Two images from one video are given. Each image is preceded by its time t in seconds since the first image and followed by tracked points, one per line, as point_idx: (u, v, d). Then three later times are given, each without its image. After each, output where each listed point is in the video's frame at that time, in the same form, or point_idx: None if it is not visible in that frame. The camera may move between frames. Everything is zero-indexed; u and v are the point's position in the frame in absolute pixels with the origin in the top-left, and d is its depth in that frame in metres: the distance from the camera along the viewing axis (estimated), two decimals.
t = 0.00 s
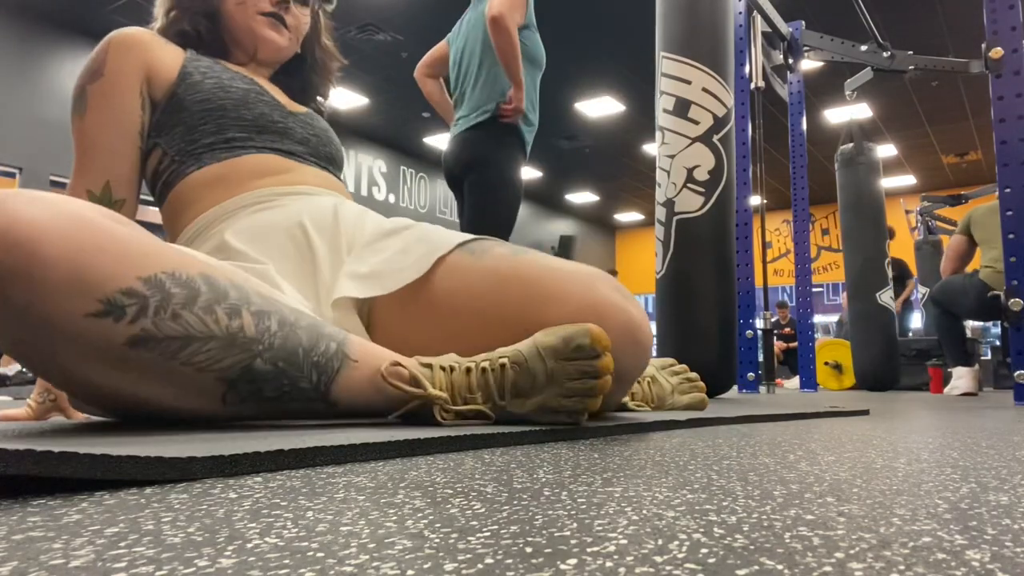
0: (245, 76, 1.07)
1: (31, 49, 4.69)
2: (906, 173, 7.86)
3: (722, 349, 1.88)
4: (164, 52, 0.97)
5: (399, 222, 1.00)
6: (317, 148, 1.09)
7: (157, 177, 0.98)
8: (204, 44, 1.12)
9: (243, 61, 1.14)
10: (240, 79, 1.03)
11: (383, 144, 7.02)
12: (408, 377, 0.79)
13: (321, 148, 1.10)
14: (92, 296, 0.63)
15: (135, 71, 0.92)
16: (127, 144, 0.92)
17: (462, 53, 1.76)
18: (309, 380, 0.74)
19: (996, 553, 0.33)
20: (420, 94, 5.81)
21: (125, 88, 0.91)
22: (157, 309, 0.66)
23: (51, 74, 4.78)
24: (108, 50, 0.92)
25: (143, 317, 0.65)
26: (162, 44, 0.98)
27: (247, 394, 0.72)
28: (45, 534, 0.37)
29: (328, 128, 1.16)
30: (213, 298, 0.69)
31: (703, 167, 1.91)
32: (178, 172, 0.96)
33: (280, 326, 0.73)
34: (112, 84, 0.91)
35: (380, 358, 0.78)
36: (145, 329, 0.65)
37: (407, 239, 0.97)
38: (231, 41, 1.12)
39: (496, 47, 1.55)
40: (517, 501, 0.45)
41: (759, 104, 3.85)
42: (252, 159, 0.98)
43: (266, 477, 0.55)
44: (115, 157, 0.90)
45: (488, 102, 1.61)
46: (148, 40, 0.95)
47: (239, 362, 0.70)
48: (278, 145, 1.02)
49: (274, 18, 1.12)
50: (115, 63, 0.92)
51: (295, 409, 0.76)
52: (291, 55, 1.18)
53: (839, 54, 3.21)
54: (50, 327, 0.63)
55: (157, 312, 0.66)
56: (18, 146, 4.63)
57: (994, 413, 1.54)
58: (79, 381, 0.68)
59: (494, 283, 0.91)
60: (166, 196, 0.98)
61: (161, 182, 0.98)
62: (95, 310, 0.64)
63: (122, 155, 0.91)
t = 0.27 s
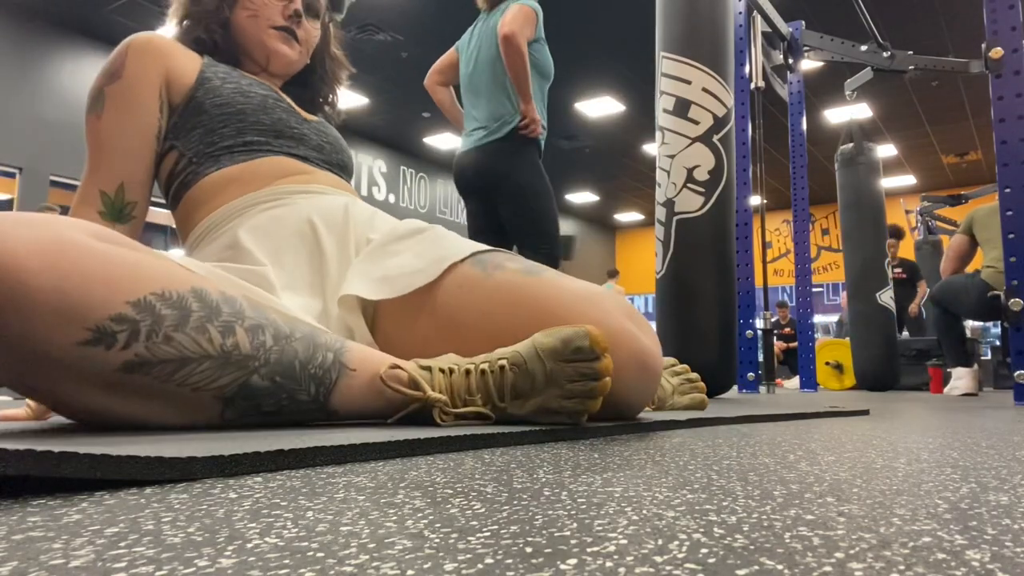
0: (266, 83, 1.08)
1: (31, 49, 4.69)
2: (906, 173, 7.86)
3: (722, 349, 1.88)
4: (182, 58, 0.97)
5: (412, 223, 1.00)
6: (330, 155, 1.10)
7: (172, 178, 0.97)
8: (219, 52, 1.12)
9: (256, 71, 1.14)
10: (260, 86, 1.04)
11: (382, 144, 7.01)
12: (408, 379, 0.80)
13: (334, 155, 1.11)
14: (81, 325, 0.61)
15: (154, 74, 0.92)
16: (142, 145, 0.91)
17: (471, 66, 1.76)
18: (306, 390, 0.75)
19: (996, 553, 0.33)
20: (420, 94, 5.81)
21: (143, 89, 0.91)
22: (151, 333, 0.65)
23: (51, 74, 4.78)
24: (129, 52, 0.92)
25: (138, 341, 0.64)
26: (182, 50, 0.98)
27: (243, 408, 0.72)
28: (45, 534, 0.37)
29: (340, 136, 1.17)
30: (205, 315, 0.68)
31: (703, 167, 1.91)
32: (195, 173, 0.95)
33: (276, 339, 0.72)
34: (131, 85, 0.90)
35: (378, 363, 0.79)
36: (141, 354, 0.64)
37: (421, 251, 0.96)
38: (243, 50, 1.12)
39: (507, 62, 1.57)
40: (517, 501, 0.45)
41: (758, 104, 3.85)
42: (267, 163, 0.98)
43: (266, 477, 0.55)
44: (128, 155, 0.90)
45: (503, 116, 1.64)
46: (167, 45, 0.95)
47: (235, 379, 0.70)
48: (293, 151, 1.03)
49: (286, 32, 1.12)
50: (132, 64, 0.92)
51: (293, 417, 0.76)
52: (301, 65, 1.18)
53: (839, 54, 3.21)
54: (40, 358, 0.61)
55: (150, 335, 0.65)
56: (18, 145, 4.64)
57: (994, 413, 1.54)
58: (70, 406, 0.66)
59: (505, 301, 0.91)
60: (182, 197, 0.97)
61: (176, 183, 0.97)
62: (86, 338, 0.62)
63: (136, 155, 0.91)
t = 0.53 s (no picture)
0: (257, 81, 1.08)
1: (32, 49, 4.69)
2: (906, 173, 7.86)
3: (722, 348, 1.88)
4: (178, 56, 0.96)
5: (415, 228, 1.00)
6: (328, 156, 1.11)
7: (170, 181, 0.98)
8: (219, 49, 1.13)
9: (254, 68, 1.14)
10: (255, 87, 1.04)
11: (382, 144, 7.01)
12: (408, 377, 0.80)
13: (331, 156, 1.11)
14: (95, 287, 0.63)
15: (150, 72, 0.92)
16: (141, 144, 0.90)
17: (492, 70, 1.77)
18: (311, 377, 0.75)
19: (996, 553, 0.33)
20: (421, 93, 5.80)
21: (139, 87, 0.90)
22: (162, 300, 0.67)
23: (52, 74, 4.78)
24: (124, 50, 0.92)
25: (149, 307, 0.66)
26: (176, 48, 0.98)
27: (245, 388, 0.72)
28: (45, 534, 0.37)
29: (337, 135, 1.16)
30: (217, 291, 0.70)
31: (703, 167, 1.91)
32: (192, 178, 0.96)
33: (283, 322, 0.73)
34: (127, 83, 0.90)
35: (380, 357, 0.79)
36: (149, 320, 0.66)
37: (422, 250, 0.96)
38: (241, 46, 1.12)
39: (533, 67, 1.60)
40: (517, 501, 0.45)
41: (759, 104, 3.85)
42: (264, 167, 0.99)
43: (266, 477, 0.55)
44: (126, 155, 0.89)
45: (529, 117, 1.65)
46: (163, 43, 0.95)
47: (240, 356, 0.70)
48: (289, 155, 1.03)
49: (284, 28, 1.11)
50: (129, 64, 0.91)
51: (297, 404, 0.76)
52: (299, 62, 1.18)
53: (839, 54, 3.21)
54: (55, 316, 0.63)
55: (161, 303, 0.67)
56: (18, 145, 4.64)
57: (994, 413, 1.54)
58: (79, 372, 0.67)
59: (501, 292, 0.91)
60: (181, 201, 0.98)
61: (174, 187, 0.98)
62: (98, 300, 0.64)
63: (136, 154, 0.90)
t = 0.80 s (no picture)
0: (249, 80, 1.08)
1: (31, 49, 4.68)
2: (906, 173, 7.86)
3: (723, 347, 1.88)
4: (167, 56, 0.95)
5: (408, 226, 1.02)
6: (319, 157, 1.10)
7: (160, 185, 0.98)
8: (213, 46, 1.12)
9: (249, 66, 1.14)
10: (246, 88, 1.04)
11: (382, 145, 7.01)
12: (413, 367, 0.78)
13: (322, 157, 1.11)
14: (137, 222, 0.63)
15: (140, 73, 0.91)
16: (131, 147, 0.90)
17: (533, 63, 1.78)
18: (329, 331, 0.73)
19: (996, 553, 0.33)
20: (421, 93, 5.80)
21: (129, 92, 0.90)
22: (197, 245, 0.65)
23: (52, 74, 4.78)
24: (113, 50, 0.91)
25: (183, 249, 0.65)
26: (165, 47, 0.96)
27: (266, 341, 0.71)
28: (44, 535, 0.37)
29: (329, 134, 1.16)
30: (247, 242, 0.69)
31: (703, 167, 1.91)
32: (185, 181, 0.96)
33: (306, 290, 0.72)
34: (117, 84, 0.89)
35: (388, 345, 0.77)
36: (183, 261, 0.65)
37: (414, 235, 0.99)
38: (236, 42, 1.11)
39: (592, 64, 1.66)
40: (517, 501, 0.45)
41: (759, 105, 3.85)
42: (254, 171, 0.99)
43: (266, 477, 0.55)
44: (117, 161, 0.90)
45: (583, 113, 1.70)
46: (154, 41, 0.94)
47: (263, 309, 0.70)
48: (279, 158, 1.03)
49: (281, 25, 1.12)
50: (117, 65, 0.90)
51: (305, 374, 0.74)
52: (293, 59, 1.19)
53: (839, 54, 3.21)
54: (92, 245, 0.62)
55: (196, 248, 0.65)
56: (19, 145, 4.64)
57: (995, 413, 1.54)
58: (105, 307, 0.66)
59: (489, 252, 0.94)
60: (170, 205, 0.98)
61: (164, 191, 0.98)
62: (138, 234, 0.63)
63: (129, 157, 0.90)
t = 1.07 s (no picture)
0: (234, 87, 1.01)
1: (31, 49, 4.68)
2: (906, 173, 7.86)
3: (723, 347, 1.88)
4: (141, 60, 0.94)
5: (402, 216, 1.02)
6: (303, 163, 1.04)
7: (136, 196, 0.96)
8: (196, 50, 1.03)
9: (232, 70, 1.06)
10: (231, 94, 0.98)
11: (382, 145, 7.00)
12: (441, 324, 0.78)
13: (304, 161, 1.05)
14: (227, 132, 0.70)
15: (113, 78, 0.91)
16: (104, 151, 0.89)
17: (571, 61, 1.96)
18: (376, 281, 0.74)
19: (996, 553, 0.33)
20: (421, 93, 5.80)
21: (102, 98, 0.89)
22: (271, 168, 0.70)
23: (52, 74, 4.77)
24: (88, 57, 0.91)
25: (260, 167, 0.69)
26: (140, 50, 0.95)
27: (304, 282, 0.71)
28: (44, 534, 0.37)
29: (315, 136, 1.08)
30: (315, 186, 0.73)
31: (703, 167, 1.91)
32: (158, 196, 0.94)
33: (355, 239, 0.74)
34: (92, 91, 0.90)
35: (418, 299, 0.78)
36: (256, 176, 0.69)
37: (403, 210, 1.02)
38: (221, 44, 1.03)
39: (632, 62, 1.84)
40: (517, 501, 0.45)
41: (759, 105, 3.85)
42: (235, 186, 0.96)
43: (266, 477, 0.55)
44: (97, 163, 0.89)
45: (617, 110, 1.90)
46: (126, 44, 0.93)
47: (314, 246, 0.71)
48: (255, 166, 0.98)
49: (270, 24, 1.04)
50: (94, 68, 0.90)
51: (334, 314, 0.73)
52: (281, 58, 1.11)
53: (839, 54, 3.21)
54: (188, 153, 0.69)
55: (271, 170, 0.70)
56: (20, 145, 4.65)
57: (995, 413, 1.54)
58: (181, 221, 0.70)
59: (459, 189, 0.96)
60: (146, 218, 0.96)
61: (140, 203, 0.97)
62: (227, 144, 0.69)
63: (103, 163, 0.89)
